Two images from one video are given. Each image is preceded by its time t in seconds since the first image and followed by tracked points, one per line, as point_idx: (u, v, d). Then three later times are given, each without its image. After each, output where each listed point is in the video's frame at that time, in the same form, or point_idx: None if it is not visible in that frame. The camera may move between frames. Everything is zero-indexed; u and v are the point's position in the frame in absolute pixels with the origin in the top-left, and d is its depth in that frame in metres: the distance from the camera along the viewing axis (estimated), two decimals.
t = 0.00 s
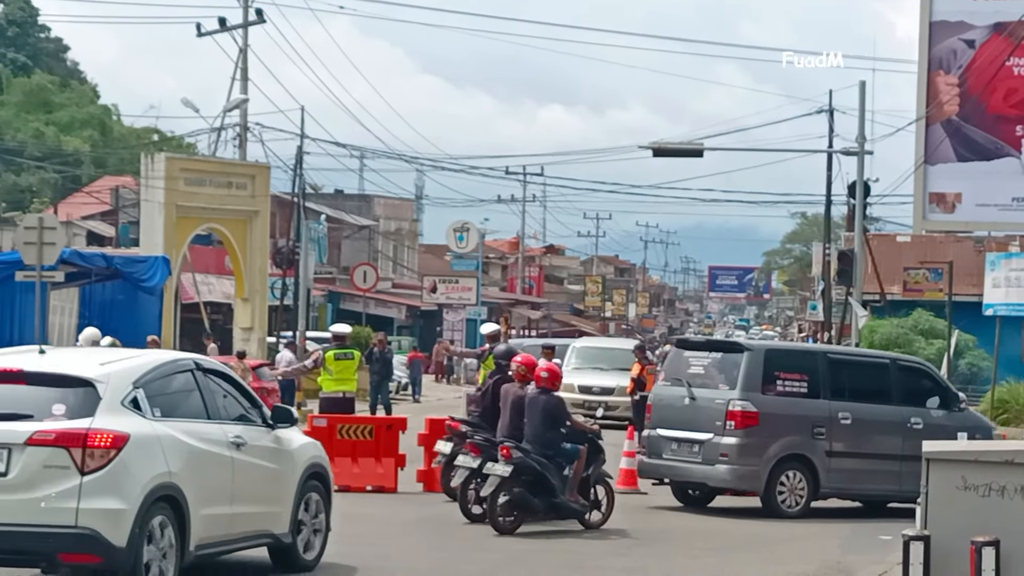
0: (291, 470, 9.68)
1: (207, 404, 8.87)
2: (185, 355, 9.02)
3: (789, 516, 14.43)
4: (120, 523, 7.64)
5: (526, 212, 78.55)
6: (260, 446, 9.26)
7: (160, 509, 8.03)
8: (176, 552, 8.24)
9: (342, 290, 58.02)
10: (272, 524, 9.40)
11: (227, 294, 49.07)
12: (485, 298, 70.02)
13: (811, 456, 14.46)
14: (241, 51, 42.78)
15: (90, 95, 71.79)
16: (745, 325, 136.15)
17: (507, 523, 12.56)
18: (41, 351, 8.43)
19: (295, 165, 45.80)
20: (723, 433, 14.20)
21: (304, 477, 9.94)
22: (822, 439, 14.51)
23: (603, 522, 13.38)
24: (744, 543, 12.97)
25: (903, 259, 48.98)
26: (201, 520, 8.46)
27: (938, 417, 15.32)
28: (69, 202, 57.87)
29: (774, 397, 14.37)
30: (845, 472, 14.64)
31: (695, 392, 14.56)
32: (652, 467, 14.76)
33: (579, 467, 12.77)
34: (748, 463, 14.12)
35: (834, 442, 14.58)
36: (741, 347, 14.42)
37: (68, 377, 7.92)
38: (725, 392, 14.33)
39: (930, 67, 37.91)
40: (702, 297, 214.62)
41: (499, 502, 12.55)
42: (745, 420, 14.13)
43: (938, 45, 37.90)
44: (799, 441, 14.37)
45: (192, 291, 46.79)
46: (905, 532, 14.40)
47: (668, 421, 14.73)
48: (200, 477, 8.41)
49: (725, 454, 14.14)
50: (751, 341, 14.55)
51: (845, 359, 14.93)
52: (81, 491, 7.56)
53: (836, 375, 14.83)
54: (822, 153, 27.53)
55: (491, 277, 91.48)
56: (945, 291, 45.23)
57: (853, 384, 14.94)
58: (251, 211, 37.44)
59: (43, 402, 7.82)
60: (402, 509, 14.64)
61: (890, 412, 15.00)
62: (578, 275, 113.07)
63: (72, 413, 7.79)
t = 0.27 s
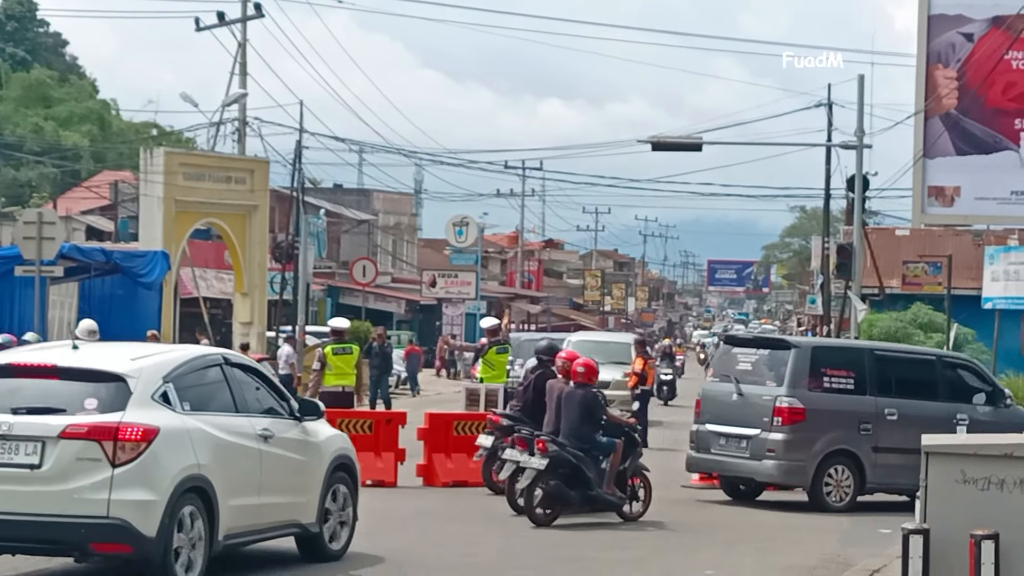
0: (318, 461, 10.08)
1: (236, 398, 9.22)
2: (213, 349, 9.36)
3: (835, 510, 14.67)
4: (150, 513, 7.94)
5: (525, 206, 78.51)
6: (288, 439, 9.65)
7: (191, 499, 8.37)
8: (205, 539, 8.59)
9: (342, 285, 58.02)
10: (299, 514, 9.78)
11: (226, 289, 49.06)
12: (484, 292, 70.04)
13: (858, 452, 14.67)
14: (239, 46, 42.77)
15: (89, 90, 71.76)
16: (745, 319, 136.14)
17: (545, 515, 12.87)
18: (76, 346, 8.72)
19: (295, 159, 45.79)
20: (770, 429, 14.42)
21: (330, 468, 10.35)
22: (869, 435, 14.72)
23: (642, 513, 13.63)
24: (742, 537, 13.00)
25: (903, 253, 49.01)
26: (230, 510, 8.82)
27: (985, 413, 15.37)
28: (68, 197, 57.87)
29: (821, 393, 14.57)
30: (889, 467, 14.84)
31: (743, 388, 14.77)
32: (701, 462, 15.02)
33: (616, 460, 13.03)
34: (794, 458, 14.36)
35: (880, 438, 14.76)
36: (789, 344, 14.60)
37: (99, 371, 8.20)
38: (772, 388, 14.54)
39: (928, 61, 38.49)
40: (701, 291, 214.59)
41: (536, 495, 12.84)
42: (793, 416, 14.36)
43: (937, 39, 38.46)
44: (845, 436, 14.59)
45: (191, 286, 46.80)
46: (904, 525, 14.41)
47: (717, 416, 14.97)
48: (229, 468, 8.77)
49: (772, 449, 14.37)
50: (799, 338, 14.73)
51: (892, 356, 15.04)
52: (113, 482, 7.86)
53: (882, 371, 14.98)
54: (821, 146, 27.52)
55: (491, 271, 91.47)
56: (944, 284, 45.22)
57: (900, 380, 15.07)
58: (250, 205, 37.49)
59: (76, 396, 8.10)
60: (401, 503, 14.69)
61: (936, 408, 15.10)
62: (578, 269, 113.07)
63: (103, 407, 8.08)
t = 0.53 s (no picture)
0: (349, 456, 10.32)
1: (267, 394, 9.45)
2: (245, 348, 9.60)
3: (887, 506, 14.80)
4: (183, 506, 8.15)
5: (527, 203, 78.57)
6: (319, 435, 9.91)
7: (223, 492, 8.59)
8: (238, 532, 8.83)
9: (344, 283, 58.10)
10: (330, 508, 10.04)
11: (229, 288, 49.09)
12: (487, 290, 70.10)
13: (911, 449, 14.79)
14: (241, 45, 42.82)
15: (92, 89, 71.87)
16: (747, 316, 136.17)
17: (587, 510, 13.14)
18: (111, 345, 8.93)
19: (297, 157, 45.86)
20: (823, 426, 14.55)
21: (362, 463, 10.60)
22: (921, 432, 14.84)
23: (687, 507, 13.87)
24: (746, 533, 13.01)
25: (904, 249, 49.06)
26: (262, 504, 9.06)
27: None
28: (71, 196, 57.99)
29: (873, 391, 14.69)
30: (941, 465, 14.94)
31: (796, 386, 14.90)
32: (756, 459, 15.17)
33: (658, 456, 13.26)
34: (847, 455, 14.48)
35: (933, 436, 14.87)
36: (841, 342, 14.73)
37: (133, 369, 8.40)
38: (825, 386, 14.67)
39: (930, 57, 38.91)
40: (703, 289, 214.63)
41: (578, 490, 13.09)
42: (845, 414, 14.47)
43: (938, 36, 38.88)
44: (898, 434, 14.71)
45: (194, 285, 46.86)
46: (908, 521, 14.41)
47: (772, 414, 15.10)
48: (261, 464, 9.00)
49: (825, 446, 14.50)
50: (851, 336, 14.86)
51: (943, 354, 15.15)
52: (147, 476, 8.05)
53: (934, 370, 15.08)
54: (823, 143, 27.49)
55: (493, 268, 91.56)
56: (945, 281, 45.25)
57: (951, 378, 15.17)
58: (252, 203, 37.54)
59: (111, 393, 8.29)
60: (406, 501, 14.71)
61: (987, 406, 15.20)
62: (580, 266, 113.14)
63: (138, 403, 8.28)
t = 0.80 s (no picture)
0: (384, 452, 10.73)
1: (304, 392, 9.86)
2: (283, 347, 10.00)
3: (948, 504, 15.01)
4: (221, 499, 8.54)
5: (533, 202, 78.57)
6: (355, 431, 10.31)
7: (262, 486, 9.00)
8: (276, 525, 9.25)
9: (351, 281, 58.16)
10: (366, 502, 10.46)
11: (235, 287, 49.14)
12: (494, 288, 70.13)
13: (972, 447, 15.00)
14: (248, 43, 42.87)
15: (98, 87, 72.02)
16: (753, 314, 136.03)
17: (637, 506, 13.55)
18: (153, 344, 9.39)
19: (304, 156, 45.91)
20: (882, 425, 14.86)
21: (398, 459, 11.00)
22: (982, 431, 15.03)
23: (731, 504, 14.33)
24: (751, 531, 13.04)
25: (911, 247, 48.99)
26: (298, 498, 9.47)
27: None
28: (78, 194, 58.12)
29: (933, 390, 14.95)
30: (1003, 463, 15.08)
31: (856, 386, 15.24)
32: (817, 458, 15.49)
33: (706, 453, 13.73)
34: (906, 454, 14.74)
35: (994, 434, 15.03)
36: (900, 344, 15.05)
37: (175, 368, 8.85)
38: (884, 386, 14.99)
39: (936, 55, 39.10)
40: (710, 287, 214.44)
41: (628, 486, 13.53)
42: (904, 412, 14.76)
43: (945, 33, 39.01)
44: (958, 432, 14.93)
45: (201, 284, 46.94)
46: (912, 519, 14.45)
47: (832, 414, 15.42)
48: (298, 460, 9.40)
49: (885, 444, 14.80)
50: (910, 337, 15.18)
51: (1002, 355, 15.35)
52: (186, 470, 8.47)
53: (995, 370, 15.28)
54: (829, 140, 27.45)
55: (500, 266, 91.57)
56: (952, 279, 45.18)
57: (1011, 379, 15.34)
58: (259, 202, 37.61)
59: (153, 390, 8.73)
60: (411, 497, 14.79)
61: None
62: (587, 264, 113.09)
63: (177, 399, 8.72)
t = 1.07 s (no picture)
0: (442, 462, 10.96)
1: (363, 403, 10.12)
2: (342, 359, 10.26)
3: None
4: (280, 507, 8.85)
5: (561, 215, 78.59)
6: (414, 442, 10.56)
7: (320, 495, 9.30)
8: (334, 533, 9.54)
9: (379, 294, 58.31)
10: (425, 512, 10.71)
11: (264, 299, 49.32)
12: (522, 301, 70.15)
13: None
14: (279, 56, 43.14)
15: (129, 100, 72.58)
16: (782, 328, 135.53)
17: (706, 518, 13.83)
18: (217, 355, 9.66)
19: (333, 168, 46.09)
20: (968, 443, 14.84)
21: (455, 470, 11.22)
22: None
23: (800, 518, 14.54)
24: (778, 546, 13.00)
25: (941, 261, 48.79)
26: (357, 507, 9.73)
27: None
28: (109, 206, 58.53)
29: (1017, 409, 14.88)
30: None
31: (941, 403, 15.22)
32: (902, 474, 15.49)
33: (774, 466, 14.03)
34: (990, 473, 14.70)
35: None
36: (985, 362, 15.01)
37: (236, 379, 9.12)
38: (970, 404, 14.96)
39: (966, 70, 39.77)
40: (738, 302, 213.85)
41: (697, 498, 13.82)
42: (989, 431, 14.71)
43: (975, 49, 39.70)
44: None
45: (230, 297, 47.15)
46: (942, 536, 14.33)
47: (918, 431, 15.41)
48: (356, 470, 9.68)
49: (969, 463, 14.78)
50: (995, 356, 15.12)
51: None
52: (247, 479, 8.77)
53: None
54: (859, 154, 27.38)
55: (528, 280, 91.59)
56: (983, 294, 44.91)
57: None
58: (288, 214, 37.78)
59: (215, 400, 9.03)
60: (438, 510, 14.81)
61: None
62: (615, 278, 113.02)
63: (239, 409, 9.00)
